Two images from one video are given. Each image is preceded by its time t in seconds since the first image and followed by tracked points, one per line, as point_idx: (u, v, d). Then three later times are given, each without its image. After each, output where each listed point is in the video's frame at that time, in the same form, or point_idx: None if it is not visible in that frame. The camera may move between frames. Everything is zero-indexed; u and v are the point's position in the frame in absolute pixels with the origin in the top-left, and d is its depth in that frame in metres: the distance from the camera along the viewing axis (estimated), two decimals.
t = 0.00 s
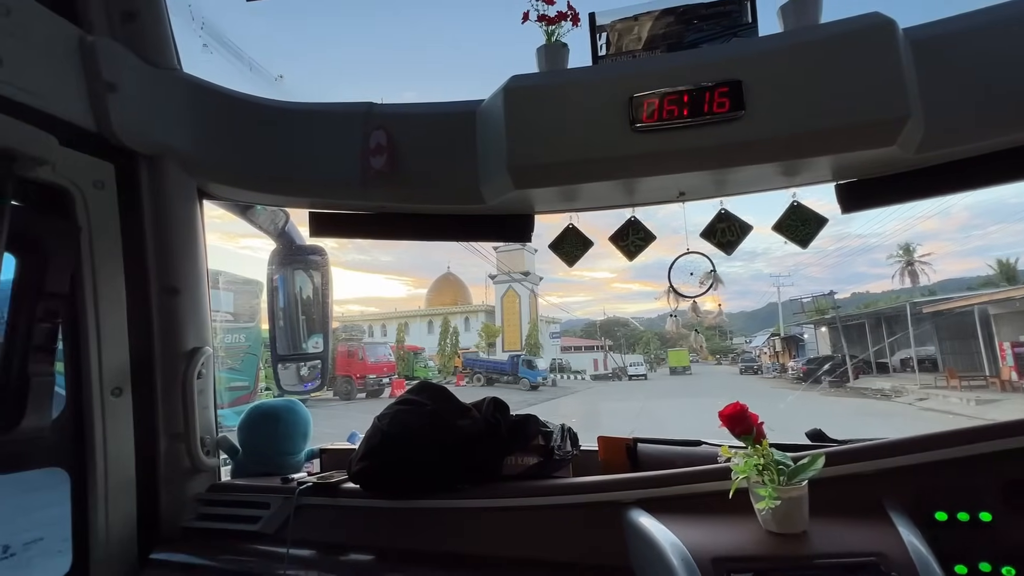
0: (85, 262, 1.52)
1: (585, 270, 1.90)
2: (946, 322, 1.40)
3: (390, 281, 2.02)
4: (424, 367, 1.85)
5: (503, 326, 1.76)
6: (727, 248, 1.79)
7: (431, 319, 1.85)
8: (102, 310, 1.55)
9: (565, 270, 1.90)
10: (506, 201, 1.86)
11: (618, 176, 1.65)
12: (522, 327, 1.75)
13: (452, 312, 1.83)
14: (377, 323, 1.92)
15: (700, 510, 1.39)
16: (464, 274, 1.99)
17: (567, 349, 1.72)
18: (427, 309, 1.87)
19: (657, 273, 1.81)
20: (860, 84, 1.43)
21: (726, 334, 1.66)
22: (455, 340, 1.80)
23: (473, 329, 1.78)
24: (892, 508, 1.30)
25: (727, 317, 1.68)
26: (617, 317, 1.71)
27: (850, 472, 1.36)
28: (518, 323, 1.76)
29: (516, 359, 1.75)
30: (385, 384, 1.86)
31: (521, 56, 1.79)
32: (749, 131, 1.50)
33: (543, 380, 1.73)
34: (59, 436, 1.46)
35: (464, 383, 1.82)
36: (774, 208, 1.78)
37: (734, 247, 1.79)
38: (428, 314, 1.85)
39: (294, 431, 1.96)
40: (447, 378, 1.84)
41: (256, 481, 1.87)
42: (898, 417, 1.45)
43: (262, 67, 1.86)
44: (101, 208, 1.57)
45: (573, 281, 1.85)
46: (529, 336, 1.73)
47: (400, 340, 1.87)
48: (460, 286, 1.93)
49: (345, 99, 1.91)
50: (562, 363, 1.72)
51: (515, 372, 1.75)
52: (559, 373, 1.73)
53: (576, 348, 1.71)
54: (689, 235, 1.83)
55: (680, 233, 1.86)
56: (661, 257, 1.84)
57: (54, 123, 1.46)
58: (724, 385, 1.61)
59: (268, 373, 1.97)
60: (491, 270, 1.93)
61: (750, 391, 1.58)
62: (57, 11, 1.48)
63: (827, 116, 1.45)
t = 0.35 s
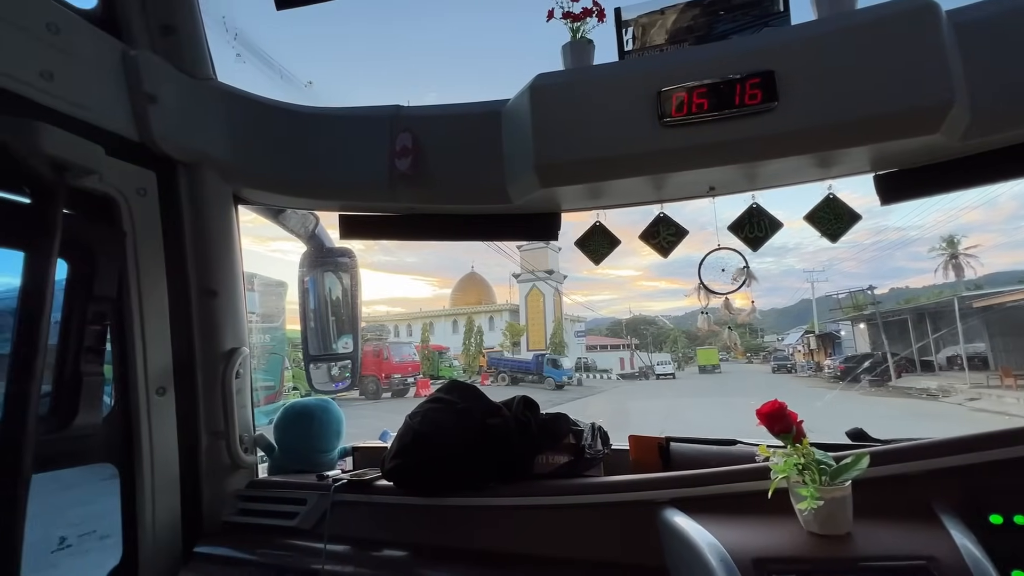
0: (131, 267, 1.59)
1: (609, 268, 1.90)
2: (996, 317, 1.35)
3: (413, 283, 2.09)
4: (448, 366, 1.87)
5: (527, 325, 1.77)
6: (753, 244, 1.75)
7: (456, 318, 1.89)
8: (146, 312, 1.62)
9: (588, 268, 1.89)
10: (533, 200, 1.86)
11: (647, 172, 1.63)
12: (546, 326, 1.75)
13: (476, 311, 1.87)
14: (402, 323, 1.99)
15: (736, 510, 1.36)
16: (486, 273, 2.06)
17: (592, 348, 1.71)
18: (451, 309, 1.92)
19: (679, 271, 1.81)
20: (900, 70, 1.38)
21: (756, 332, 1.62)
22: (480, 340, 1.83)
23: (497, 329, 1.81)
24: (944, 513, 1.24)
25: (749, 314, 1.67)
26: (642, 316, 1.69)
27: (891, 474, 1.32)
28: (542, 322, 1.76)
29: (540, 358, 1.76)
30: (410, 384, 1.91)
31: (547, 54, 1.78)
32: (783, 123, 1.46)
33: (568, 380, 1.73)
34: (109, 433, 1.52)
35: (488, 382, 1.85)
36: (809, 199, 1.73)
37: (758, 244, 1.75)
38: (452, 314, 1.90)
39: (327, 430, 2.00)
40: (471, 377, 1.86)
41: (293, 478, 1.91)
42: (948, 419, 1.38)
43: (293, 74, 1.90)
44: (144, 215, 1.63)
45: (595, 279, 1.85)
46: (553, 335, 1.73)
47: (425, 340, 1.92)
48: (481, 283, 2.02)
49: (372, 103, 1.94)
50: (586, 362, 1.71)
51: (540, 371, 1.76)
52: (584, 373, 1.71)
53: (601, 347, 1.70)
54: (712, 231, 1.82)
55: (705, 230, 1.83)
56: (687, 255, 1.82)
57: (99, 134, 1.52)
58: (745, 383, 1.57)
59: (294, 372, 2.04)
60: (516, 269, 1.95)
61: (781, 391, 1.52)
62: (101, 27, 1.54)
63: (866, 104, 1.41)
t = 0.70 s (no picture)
0: (178, 267, 1.65)
1: (637, 265, 1.87)
2: None
3: (440, 283, 2.13)
4: (474, 366, 1.88)
5: (553, 323, 1.79)
6: (800, 235, 1.70)
7: (480, 318, 1.89)
8: (193, 310, 1.69)
9: (615, 266, 1.87)
10: (563, 195, 1.86)
11: (680, 164, 1.61)
12: (572, 325, 1.76)
13: (501, 310, 1.86)
14: (428, 323, 2.00)
15: (776, 507, 1.35)
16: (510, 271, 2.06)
17: (619, 346, 1.72)
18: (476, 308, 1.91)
19: (711, 267, 1.77)
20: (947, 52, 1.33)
21: (790, 328, 1.62)
22: (505, 339, 1.83)
23: (522, 328, 1.81)
24: (1009, 514, 1.18)
25: (783, 311, 1.63)
26: (670, 314, 1.68)
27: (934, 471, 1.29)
28: (567, 321, 1.77)
29: (566, 357, 1.76)
30: (436, 383, 1.91)
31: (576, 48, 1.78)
32: (822, 110, 1.43)
33: (595, 379, 1.73)
34: (161, 426, 1.60)
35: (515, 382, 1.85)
36: (849, 189, 1.67)
37: (807, 233, 1.70)
38: (477, 314, 1.90)
39: (362, 425, 2.06)
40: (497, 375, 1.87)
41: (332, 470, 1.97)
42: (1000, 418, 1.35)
43: (327, 78, 1.95)
44: (190, 217, 1.69)
45: (620, 278, 1.83)
46: (579, 334, 1.74)
47: (450, 340, 1.93)
48: (506, 283, 2.01)
49: (403, 103, 1.98)
50: (613, 360, 1.73)
51: (566, 370, 1.76)
52: (611, 371, 1.73)
53: (628, 345, 1.71)
54: (740, 226, 1.80)
55: (733, 225, 1.81)
56: (717, 250, 1.79)
57: (148, 140, 1.59)
58: (778, 380, 1.59)
59: (322, 372, 2.09)
60: (541, 268, 1.97)
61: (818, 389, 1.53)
62: (149, 38, 1.61)
63: (910, 88, 1.36)
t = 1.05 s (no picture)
0: (214, 270, 1.72)
1: (661, 261, 1.87)
2: None
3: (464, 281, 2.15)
4: (499, 363, 1.94)
5: (577, 321, 1.83)
6: (823, 231, 1.66)
7: (505, 315, 1.95)
8: (230, 310, 1.75)
9: (640, 262, 1.88)
10: (588, 193, 1.86)
11: (705, 160, 1.60)
12: (597, 322, 1.80)
13: (525, 308, 1.92)
14: (452, 322, 2.06)
15: (807, 506, 1.34)
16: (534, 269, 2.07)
17: (645, 344, 1.75)
18: (500, 306, 1.97)
19: (738, 262, 1.75)
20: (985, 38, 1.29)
21: (824, 324, 1.60)
22: (530, 336, 1.88)
23: (546, 326, 1.86)
24: None
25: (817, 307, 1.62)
26: (698, 310, 1.69)
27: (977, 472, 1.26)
28: (592, 318, 1.81)
29: (591, 354, 1.80)
30: (460, 381, 1.99)
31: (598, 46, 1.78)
32: (853, 102, 1.40)
33: (621, 376, 1.76)
34: (201, 421, 1.68)
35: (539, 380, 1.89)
36: (883, 184, 1.62)
37: (831, 229, 1.65)
38: (502, 311, 1.96)
39: (390, 422, 2.09)
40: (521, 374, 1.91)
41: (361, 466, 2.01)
42: None
43: (352, 82, 2.00)
44: (226, 222, 1.76)
45: (650, 273, 1.86)
46: (604, 332, 1.77)
47: (475, 337, 2.00)
48: (530, 280, 2.02)
49: (428, 106, 2.02)
50: (640, 358, 1.75)
51: (591, 368, 1.80)
52: (637, 369, 1.75)
53: (655, 342, 1.74)
54: (771, 220, 1.75)
55: (761, 219, 1.76)
56: (746, 244, 1.76)
57: (186, 149, 1.65)
58: (819, 376, 1.57)
59: (346, 371, 2.16)
60: (564, 266, 2.00)
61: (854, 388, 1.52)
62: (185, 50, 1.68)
63: (946, 77, 1.32)
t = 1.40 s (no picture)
0: (250, 269, 1.77)
1: (687, 257, 1.84)
2: None
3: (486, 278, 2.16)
4: (521, 361, 1.95)
5: (601, 318, 1.83)
6: (862, 221, 1.60)
7: (528, 313, 1.96)
8: (264, 308, 1.80)
9: (665, 257, 1.86)
10: (615, 187, 1.84)
11: (735, 151, 1.57)
12: (621, 319, 1.79)
13: (548, 306, 1.92)
14: (476, 319, 2.09)
15: (845, 503, 1.30)
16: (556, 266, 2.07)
17: (670, 341, 1.70)
18: (523, 304, 1.98)
19: (771, 255, 1.72)
20: None
21: (858, 319, 1.55)
22: (552, 334, 1.89)
23: (570, 323, 1.87)
24: None
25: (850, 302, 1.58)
26: (725, 307, 1.65)
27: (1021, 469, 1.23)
28: (616, 315, 1.80)
29: (615, 351, 1.81)
30: (482, 379, 2.03)
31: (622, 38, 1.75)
32: (892, 86, 1.35)
33: (646, 374, 1.75)
34: (239, 415, 1.73)
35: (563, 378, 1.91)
36: (925, 170, 1.56)
37: (869, 220, 1.59)
38: (524, 309, 1.97)
39: (420, 417, 2.12)
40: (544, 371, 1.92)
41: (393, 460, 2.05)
42: None
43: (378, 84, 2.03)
44: (260, 222, 1.80)
45: (676, 269, 1.81)
46: (628, 328, 1.76)
47: (498, 335, 2.01)
48: (553, 277, 2.03)
49: (453, 103, 2.03)
50: (665, 355, 1.70)
51: (615, 365, 1.81)
52: (663, 366, 1.71)
53: (680, 339, 1.68)
54: (799, 212, 1.71)
55: (791, 211, 1.72)
56: (775, 238, 1.72)
57: (222, 151, 1.70)
58: (850, 373, 1.54)
59: (370, 369, 2.19)
60: (588, 262, 1.97)
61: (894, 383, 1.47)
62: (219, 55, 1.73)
63: (993, 57, 1.26)
